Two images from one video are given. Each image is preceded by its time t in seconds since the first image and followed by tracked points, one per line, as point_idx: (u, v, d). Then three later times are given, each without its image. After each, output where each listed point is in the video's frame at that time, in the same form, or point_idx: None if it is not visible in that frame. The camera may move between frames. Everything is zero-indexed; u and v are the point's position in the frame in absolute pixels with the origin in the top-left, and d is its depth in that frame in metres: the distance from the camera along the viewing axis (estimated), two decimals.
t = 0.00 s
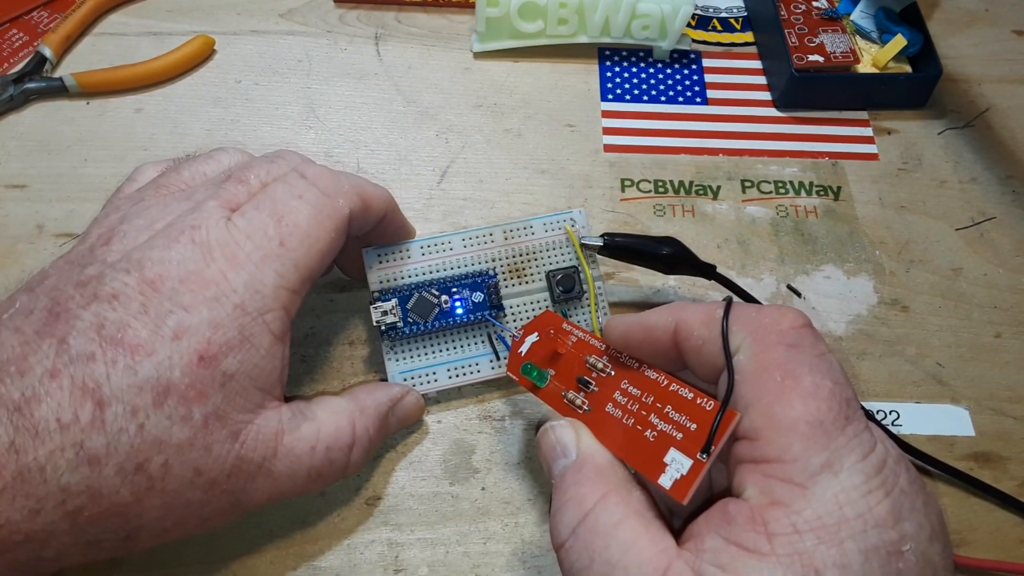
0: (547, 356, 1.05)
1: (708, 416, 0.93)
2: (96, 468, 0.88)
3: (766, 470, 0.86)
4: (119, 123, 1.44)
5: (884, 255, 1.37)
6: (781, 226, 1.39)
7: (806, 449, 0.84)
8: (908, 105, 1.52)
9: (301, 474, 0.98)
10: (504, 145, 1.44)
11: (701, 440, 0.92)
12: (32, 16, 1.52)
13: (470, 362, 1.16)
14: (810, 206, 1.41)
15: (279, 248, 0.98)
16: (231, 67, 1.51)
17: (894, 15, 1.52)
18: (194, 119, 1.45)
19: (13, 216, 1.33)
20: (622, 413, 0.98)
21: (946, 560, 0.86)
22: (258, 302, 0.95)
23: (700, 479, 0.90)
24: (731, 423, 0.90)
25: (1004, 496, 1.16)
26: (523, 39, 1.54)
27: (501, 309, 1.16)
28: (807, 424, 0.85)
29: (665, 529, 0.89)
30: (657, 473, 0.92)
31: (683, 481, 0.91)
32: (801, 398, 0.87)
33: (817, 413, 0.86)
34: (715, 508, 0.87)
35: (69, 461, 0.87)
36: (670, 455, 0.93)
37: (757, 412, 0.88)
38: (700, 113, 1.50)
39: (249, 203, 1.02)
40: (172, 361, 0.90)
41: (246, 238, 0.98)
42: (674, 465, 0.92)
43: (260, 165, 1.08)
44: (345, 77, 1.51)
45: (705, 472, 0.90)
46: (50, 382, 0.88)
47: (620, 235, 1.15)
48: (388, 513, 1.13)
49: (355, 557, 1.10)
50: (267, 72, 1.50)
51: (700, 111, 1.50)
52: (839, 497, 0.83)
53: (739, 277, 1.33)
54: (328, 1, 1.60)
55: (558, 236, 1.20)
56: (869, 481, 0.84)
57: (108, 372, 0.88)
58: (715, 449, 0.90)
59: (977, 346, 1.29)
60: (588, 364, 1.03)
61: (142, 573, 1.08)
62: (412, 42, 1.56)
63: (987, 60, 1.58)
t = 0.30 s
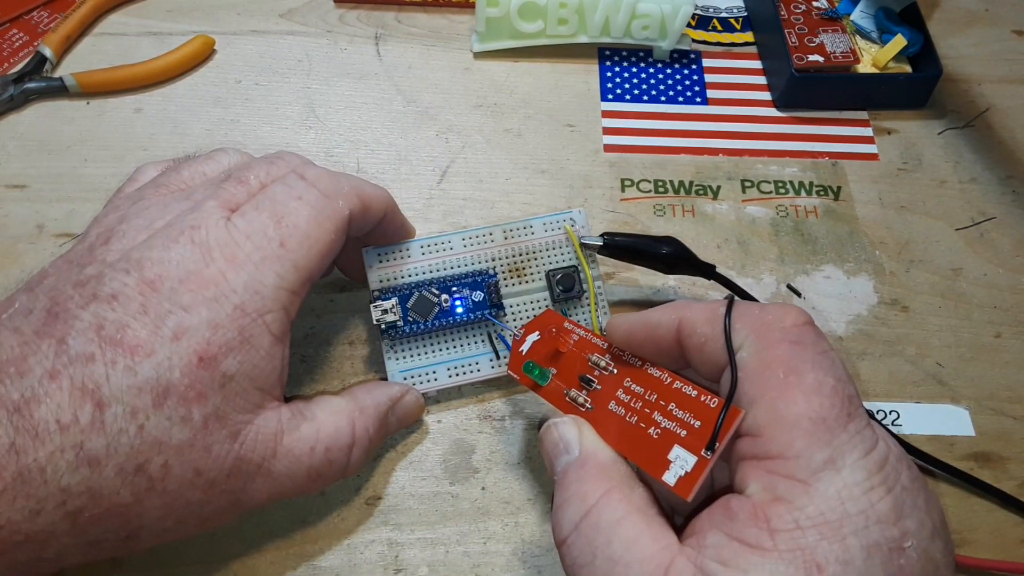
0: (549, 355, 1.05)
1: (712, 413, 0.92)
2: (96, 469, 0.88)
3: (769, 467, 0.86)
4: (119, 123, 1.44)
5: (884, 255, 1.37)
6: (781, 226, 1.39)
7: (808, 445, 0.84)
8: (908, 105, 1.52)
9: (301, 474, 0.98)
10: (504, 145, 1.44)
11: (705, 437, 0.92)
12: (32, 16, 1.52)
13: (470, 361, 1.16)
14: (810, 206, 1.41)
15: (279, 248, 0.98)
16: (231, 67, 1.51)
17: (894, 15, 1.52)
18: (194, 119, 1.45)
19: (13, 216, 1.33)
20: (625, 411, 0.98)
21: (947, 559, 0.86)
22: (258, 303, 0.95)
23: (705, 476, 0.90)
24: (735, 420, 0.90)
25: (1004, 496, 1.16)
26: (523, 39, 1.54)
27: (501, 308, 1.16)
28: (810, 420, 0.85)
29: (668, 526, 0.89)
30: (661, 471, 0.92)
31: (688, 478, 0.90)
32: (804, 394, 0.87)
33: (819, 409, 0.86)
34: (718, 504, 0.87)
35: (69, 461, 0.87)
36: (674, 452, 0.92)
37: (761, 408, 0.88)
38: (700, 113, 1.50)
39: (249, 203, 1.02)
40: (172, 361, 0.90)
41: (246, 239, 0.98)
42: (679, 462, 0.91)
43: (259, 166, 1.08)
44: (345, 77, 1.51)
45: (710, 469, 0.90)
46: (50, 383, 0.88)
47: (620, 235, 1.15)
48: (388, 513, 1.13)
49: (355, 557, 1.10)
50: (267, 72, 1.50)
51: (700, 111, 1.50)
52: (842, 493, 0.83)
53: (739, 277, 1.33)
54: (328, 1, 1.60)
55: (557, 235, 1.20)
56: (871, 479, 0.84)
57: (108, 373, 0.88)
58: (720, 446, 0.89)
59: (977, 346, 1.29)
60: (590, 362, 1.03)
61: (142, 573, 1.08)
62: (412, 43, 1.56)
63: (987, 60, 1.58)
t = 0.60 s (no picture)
0: (550, 354, 1.06)
1: (713, 414, 0.92)
2: (96, 471, 0.88)
3: (771, 469, 0.86)
4: (118, 123, 1.44)
5: (884, 255, 1.37)
6: (781, 226, 1.39)
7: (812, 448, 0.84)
8: (908, 105, 1.52)
9: (301, 476, 0.98)
10: (504, 145, 1.44)
11: (706, 438, 0.91)
12: (32, 16, 1.52)
13: (470, 361, 1.16)
14: (810, 206, 1.41)
15: (279, 249, 0.98)
16: (231, 67, 1.50)
17: (894, 15, 1.52)
18: (194, 119, 1.45)
19: (12, 216, 1.33)
20: (625, 411, 0.98)
21: (948, 561, 0.86)
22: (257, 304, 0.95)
23: (706, 477, 0.89)
24: (736, 421, 0.90)
25: (1004, 496, 1.16)
26: (523, 39, 1.54)
27: (501, 308, 1.16)
28: (813, 421, 0.85)
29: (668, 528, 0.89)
30: (662, 472, 0.92)
31: (688, 479, 0.90)
32: (807, 396, 0.87)
33: (822, 410, 0.86)
34: (720, 507, 0.87)
35: (69, 463, 0.87)
36: (674, 453, 0.92)
37: (763, 409, 0.88)
38: (700, 113, 1.50)
39: (248, 205, 1.02)
40: (172, 364, 0.90)
41: (246, 241, 0.98)
42: (679, 463, 0.91)
43: (259, 167, 1.08)
44: (345, 77, 1.50)
45: (710, 470, 0.89)
46: (49, 385, 0.88)
47: (620, 235, 1.15)
48: (388, 513, 1.13)
49: (355, 557, 1.10)
50: (267, 73, 1.50)
51: (700, 111, 1.50)
52: (844, 496, 0.83)
53: (739, 277, 1.33)
54: (328, 1, 1.60)
55: (557, 236, 1.20)
56: (872, 481, 0.84)
57: (107, 375, 0.88)
58: (720, 447, 0.89)
59: (977, 346, 1.29)
60: (590, 361, 1.03)
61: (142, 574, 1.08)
62: (412, 42, 1.56)
63: (987, 59, 1.58)
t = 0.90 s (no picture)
0: (547, 356, 1.05)
1: (708, 414, 0.93)
2: (96, 471, 0.88)
3: (766, 469, 0.86)
4: (118, 123, 1.44)
5: (884, 255, 1.37)
6: (781, 226, 1.39)
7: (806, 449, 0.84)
8: (908, 105, 1.52)
9: (302, 475, 0.98)
10: (504, 145, 1.44)
11: (701, 438, 0.92)
12: (32, 16, 1.52)
13: (470, 361, 1.16)
14: (810, 206, 1.41)
15: (280, 249, 0.98)
16: (231, 67, 1.51)
17: (894, 15, 1.52)
18: (194, 119, 1.45)
19: (13, 216, 1.33)
20: (622, 412, 0.98)
21: (944, 560, 0.86)
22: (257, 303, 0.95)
23: (701, 477, 0.90)
24: (731, 421, 0.90)
25: (1004, 496, 1.16)
26: (523, 39, 1.54)
27: (501, 309, 1.16)
28: (807, 421, 0.85)
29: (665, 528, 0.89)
30: (658, 472, 0.92)
31: (684, 480, 0.91)
32: (802, 396, 0.87)
33: (816, 410, 0.86)
34: (714, 507, 0.87)
35: (69, 463, 0.87)
36: (670, 454, 0.93)
37: (757, 409, 0.88)
38: (700, 113, 1.50)
39: (249, 205, 1.02)
40: (172, 363, 0.90)
41: (246, 240, 0.98)
42: (675, 463, 0.92)
43: (259, 167, 1.08)
44: (345, 77, 1.50)
45: (706, 470, 0.90)
46: (49, 385, 0.89)
47: (620, 235, 1.15)
48: (388, 513, 1.13)
49: (355, 557, 1.10)
50: (267, 72, 1.50)
51: (700, 111, 1.50)
52: (837, 495, 0.83)
53: (739, 277, 1.33)
54: (328, 1, 1.60)
55: (558, 236, 1.20)
56: (874, 482, 0.84)
57: (107, 375, 0.88)
58: (715, 447, 0.90)
59: (977, 346, 1.29)
60: (587, 363, 1.03)
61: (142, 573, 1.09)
62: (412, 43, 1.56)
63: (987, 59, 1.58)
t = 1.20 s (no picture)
0: (556, 353, 1.05)
1: (724, 414, 0.92)
2: (96, 472, 0.88)
3: (784, 471, 0.86)
4: (118, 123, 1.44)
5: (883, 255, 1.37)
6: (781, 226, 1.39)
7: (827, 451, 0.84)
8: (908, 105, 1.52)
9: (302, 476, 0.98)
10: (504, 145, 1.44)
11: (718, 437, 0.91)
12: (32, 16, 1.52)
13: (470, 361, 1.16)
14: (810, 206, 1.41)
15: (279, 250, 0.98)
16: (231, 67, 1.51)
17: (894, 15, 1.52)
18: (194, 119, 1.45)
19: (13, 216, 1.33)
20: (634, 411, 0.98)
21: (959, 563, 0.86)
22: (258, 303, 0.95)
23: (717, 478, 0.89)
24: (748, 422, 0.90)
25: (1004, 496, 1.16)
26: (524, 39, 1.54)
27: (501, 309, 1.16)
28: (828, 424, 0.86)
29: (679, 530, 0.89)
30: (673, 472, 0.91)
31: (700, 480, 0.89)
32: (822, 399, 0.87)
33: (837, 413, 0.86)
34: (732, 509, 0.87)
35: (69, 464, 0.87)
36: (685, 453, 0.92)
37: (777, 411, 0.88)
38: (700, 113, 1.50)
39: (248, 205, 1.02)
40: (172, 364, 0.90)
41: (246, 241, 0.98)
42: (691, 463, 0.91)
43: (259, 167, 1.08)
44: (345, 77, 1.50)
45: (722, 470, 0.89)
46: (49, 386, 0.89)
47: (620, 235, 1.15)
48: (388, 513, 1.13)
49: (356, 558, 1.10)
50: (266, 73, 1.50)
51: (700, 111, 1.50)
52: (857, 499, 0.83)
53: (739, 278, 1.33)
54: (328, 1, 1.60)
55: (557, 236, 1.20)
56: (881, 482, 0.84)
57: (108, 375, 0.88)
58: (732, 447, 0.89)
59: (977, 346, 1.29)
60: (597, 361, 1.03)
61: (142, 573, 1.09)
62: (412, 42, 1.56)
63: (987, 59, 1.58)
